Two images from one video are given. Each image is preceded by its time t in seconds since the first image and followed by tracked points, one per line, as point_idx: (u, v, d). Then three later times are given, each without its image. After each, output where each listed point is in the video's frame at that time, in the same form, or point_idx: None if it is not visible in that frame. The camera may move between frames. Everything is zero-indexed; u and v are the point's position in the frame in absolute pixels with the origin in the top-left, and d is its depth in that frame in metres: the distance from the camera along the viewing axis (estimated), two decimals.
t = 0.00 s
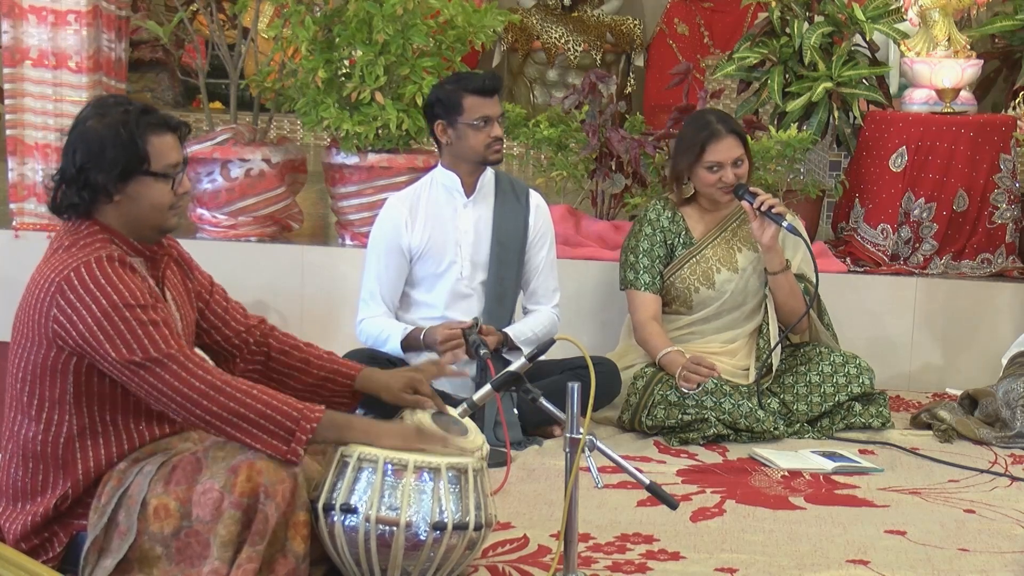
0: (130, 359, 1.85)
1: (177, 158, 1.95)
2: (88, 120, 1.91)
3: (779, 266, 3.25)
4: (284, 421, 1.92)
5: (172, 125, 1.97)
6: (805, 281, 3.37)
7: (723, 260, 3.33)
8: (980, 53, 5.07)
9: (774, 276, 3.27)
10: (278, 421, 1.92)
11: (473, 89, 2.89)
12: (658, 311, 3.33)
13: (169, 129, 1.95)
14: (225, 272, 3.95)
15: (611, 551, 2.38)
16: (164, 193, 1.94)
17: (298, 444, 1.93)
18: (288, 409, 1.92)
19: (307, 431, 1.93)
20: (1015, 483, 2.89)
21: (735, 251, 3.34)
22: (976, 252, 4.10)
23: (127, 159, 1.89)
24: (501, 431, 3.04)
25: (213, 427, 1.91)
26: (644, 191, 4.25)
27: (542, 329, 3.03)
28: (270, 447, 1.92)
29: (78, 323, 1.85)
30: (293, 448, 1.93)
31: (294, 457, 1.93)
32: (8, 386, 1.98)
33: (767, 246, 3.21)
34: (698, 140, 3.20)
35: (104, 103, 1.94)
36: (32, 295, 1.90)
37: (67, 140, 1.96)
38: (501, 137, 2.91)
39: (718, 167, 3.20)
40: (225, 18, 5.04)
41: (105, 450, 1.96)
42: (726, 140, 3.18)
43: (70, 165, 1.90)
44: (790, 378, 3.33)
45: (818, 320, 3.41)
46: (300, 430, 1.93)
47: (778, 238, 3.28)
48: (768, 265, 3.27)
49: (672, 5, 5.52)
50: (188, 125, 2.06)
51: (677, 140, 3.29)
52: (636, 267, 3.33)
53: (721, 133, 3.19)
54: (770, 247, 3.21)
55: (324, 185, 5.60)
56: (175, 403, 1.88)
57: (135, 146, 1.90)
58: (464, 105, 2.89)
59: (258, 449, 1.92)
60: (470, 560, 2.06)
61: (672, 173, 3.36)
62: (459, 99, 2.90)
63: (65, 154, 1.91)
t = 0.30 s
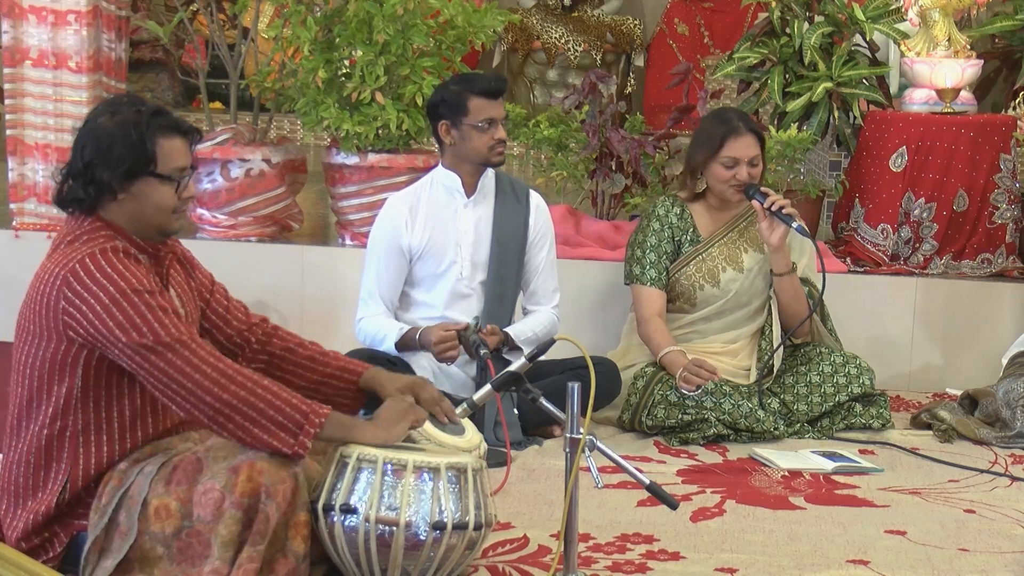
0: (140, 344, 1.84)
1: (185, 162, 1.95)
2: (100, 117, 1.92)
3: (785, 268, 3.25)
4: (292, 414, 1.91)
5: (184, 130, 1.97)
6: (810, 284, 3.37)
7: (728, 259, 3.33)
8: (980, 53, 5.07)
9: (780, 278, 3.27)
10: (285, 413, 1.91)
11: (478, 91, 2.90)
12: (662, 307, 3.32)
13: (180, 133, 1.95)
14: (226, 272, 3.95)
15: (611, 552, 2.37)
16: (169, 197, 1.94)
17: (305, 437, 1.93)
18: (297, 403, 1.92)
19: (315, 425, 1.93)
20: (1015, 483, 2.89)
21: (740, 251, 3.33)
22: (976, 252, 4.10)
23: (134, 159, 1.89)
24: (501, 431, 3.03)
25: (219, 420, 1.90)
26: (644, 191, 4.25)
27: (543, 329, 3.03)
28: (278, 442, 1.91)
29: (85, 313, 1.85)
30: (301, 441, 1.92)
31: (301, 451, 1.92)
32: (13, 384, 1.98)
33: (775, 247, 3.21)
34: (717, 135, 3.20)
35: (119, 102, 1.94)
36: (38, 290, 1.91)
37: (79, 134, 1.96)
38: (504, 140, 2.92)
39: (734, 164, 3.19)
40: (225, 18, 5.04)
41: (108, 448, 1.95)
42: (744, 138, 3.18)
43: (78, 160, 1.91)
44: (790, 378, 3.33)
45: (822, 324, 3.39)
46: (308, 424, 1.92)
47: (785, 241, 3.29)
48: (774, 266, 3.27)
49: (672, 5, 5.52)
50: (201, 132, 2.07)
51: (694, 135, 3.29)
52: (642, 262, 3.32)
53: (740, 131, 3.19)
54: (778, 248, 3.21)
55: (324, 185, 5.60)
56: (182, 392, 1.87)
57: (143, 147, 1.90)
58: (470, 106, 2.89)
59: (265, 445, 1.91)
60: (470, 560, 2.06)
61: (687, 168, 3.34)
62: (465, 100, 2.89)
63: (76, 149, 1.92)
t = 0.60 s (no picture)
0: (150, 353, 1.85)
1: (180, 156, 1.95)
2: (90, 120, 1.91)
3: (791, 270, 3.26)
4: (303, 418, 1.93)
5: (174, 125, 1.97)
6: (815, 289, 3.37)
7: (734, 259, 3.32)
8: (980, 53, 5.07)
9: (785, 280, 3.28)
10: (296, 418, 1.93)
11: (480, 91, 2.89)
12: (667, 303, 3.31)
13: (171, 128, 1.95)
14: (226, 272, 3.95)
15: (611, 551, 2.37)
16: (168, 192, 1.94)
17: (315, 440, 1.94)
18: (308, 406, 1.94)
19: (326, 429, 1.94)
20: (1015, 483, 2.89)
21: (747, 251, 3.33)
22: (976, 252, 4.10)
23: (131, 159, 1.89)
24: (501, 431, 3.04)
25: (230, 421, 1.92)
26: (643, 191, 4.25)
27: (544, 329, 3.03)
28: (289, 446, 1.93)
29: (92, 320, 1.85)
30: (311, 445, 1.94)
31: (311, 455, 1.94)
32: (13, 384, 1.98)
33: (783, 249, 3.23)
34: (737, 132, 3.19)
35: (108, 104, 1.93)
36: (41, 293, 1.90)
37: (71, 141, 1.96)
38: (505, 141, 2.92)
39: (750, 162, 3.18)
40: (225, 19, 5.04)
41: (110, 450, 1.96)
42: (762, 137, 3.18)
43: (73, 166, 1.90)
44: (790, 378, 3.33)
45: (826, 328, 3.41)
46: (319, 427, 1.94)
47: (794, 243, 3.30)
48: (780, 267, 3.29)
49: (672, 5, 5.52)
50: (191, 124, 2.06)
51: (711, 132, 3.28)
52: (649, 258, 3.32)
53: (760, 130, 3.19)
54: (786, 250, 3.23)
55: (324, 185, 5.60)
56: (192, 396, 1.89)
57: (138, 146, 1.90)
58: (473, 106, 2.89)
59: (274, 445, 1.93)
60: (470, 560, 2.06)
61: (704, 164, 3.33)
62: (468, 100, 2.89)
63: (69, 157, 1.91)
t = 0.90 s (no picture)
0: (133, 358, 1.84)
1: (183, 159, 1.95)
2: (94, 123, 1.91)
3: (793, 272, 3.27)
4: (282, 427, 1.90)
5: (177, 128, 1.97)
6: (816, 291, 3.37)
7: (737, 259, 3.32)
8: (980, 53, 5.07)
9: (786, 281, 3.28)
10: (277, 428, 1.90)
11: (482, 92, 2.89)
12: (669, 302, 3.31)
13: (174, 131, 1.95)
14: (226, 273, 3.95)
15: (611, 551, 2.37)
16: (170, 196, 1.94)
17: (296, 448, 1.91)
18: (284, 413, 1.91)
19: (305, 435, 1.91)
20: (1015, 483, 2.89)
21: (749, 251, 3.33)
22: (976, 252, 4.10)
23: (132, 162, 1.89)
24: (501, 431, 3.04)
25: (211, 431, 1.89)
26: (644, 191, 4.25)
27: (542, 329, 3.03)
28: (270, 455, 1.91)
29: (82, 322, 1.85)
30: (293, 453, 1.91)
31: (293, 463, 1.92)
32: (9, 384, 1.98)
33: (786, 251, 3.24)
34: (751, 131, 3.19)
35: (112, 106, 1.94)
36: (37, 293, 1.90)
37: (73, 142, 1.96)
38: (506, 142, 2.92)
39: (761, 161, 3.18)
40: (225, 18, 5.04)
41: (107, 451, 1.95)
42: (774, 137, 3.19)
43: (76, 168, 1.90)
44: (790, 378, 3.33)
45: (827, 331, 3.42)
46: (299, 434, 1.91)
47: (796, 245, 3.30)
48: (782, 269, 3.29)
49: (672, 5, 5.52)
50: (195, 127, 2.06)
51: (722, 130, 3.27)
52: (652, 257, 3.31)
53: (771, 131, 3.20)
54: (788, 252, 3.24)
55: (324, 185, 5.60)
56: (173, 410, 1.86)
57: (140, 149, 1.89)
58: (473, 107, 2.89)
59: (256, 456, 1.91)
60: (470, 560, 2.06)
61: (711, 161, 3.31)
62: (469, 101, 2.89)
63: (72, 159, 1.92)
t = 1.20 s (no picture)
0: (149, 340, 1.84)
1: (188, 163, 1.95)
2: (102, 121, 1.91)
3: (793, 272, 3.27)
4: (302, 413, 1.91)
5: (184, 130, 1.97)
6: (815, 291, 3.37)
7: (736, 259, 3.32)
8: (980, 53, 5.07)
9: (786, 281, 3.28)
10: (297, 412, 1.91)
11: (484, 93, 2.89)
12: (668, 303, 3.30)
13: (181, 133, 1.95)
14: (225, 273, 3.95)
15: (611, 551, 2.37)
16: (173, 199, 1.94)
17: (315, 436, 1.92)
18: (307, 401, 1.92)
19: (325, 425, 1.92)
20: (1015, 483, 2.89)
21: (748, 251, 3.33)
22: (976, 252, 4.10)
23: (137, 163, 1.89)
24: (501, 431, 3.04)
25: (229, 416, 1.89)
26: (644, 191, 4.25)
27: (542, 329, 3.03)
28: (287, 440, 1.91)
29: (96, 310, 1.85)
30: (311, 440, 1.91)
31: (311, 451, 1.91)
32: (14, 383, 1.97)
33: (786, 251, 3.24)
34: (751, 129, 3.19)
35: (121, 105, 1.94)
36: (44, 288, 1.90)
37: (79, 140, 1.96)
38: (505, 144, 2.92)
39: (760, 160, 3.18)
40: (225, 19, 5.04)
41: (110, 447, 1.95)
42: (774, 136, 3.19)
43: (81, 166, 1.90)
44: (790, 378, 3.33)
45: (827, 331, 3.42)
46: (319, 423, 1.92)
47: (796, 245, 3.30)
48: (782, 269, 3.29)
49: (672, 5, 5.53)
50: (201, 129, 2.06)
51: (724, 128, 3.27)
52: (651, 257, 3.31)
53: (771, 130, 3.19)
54: (788, 252, 3.24)
55: (324, 184, 5.60)
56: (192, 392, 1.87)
57: (147, 149, 1.89)
58: (474, 108, 2.89)
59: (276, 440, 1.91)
60: (470, 560, 2.06)
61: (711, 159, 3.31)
62: (470, 101, 2.89)
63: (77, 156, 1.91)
